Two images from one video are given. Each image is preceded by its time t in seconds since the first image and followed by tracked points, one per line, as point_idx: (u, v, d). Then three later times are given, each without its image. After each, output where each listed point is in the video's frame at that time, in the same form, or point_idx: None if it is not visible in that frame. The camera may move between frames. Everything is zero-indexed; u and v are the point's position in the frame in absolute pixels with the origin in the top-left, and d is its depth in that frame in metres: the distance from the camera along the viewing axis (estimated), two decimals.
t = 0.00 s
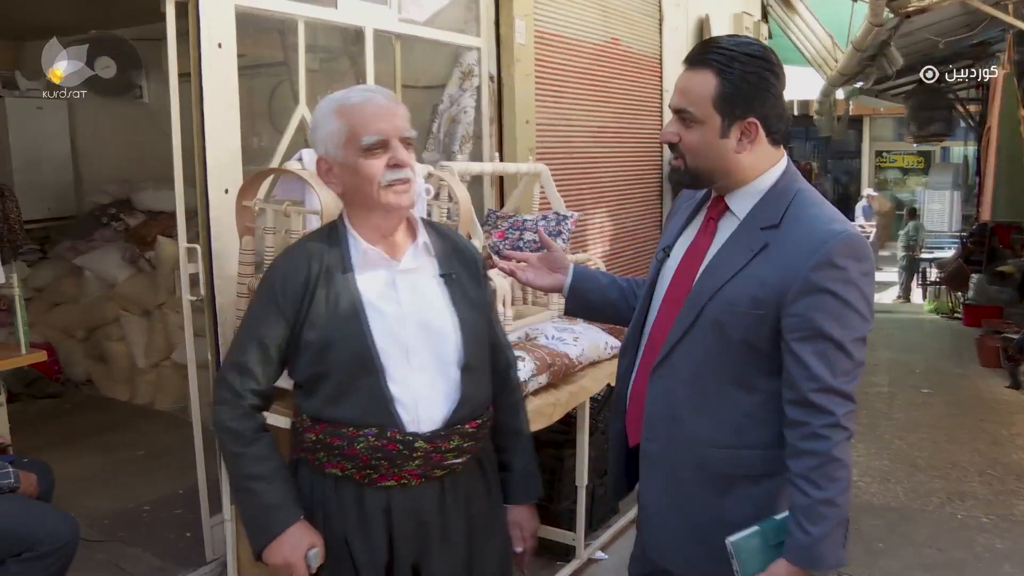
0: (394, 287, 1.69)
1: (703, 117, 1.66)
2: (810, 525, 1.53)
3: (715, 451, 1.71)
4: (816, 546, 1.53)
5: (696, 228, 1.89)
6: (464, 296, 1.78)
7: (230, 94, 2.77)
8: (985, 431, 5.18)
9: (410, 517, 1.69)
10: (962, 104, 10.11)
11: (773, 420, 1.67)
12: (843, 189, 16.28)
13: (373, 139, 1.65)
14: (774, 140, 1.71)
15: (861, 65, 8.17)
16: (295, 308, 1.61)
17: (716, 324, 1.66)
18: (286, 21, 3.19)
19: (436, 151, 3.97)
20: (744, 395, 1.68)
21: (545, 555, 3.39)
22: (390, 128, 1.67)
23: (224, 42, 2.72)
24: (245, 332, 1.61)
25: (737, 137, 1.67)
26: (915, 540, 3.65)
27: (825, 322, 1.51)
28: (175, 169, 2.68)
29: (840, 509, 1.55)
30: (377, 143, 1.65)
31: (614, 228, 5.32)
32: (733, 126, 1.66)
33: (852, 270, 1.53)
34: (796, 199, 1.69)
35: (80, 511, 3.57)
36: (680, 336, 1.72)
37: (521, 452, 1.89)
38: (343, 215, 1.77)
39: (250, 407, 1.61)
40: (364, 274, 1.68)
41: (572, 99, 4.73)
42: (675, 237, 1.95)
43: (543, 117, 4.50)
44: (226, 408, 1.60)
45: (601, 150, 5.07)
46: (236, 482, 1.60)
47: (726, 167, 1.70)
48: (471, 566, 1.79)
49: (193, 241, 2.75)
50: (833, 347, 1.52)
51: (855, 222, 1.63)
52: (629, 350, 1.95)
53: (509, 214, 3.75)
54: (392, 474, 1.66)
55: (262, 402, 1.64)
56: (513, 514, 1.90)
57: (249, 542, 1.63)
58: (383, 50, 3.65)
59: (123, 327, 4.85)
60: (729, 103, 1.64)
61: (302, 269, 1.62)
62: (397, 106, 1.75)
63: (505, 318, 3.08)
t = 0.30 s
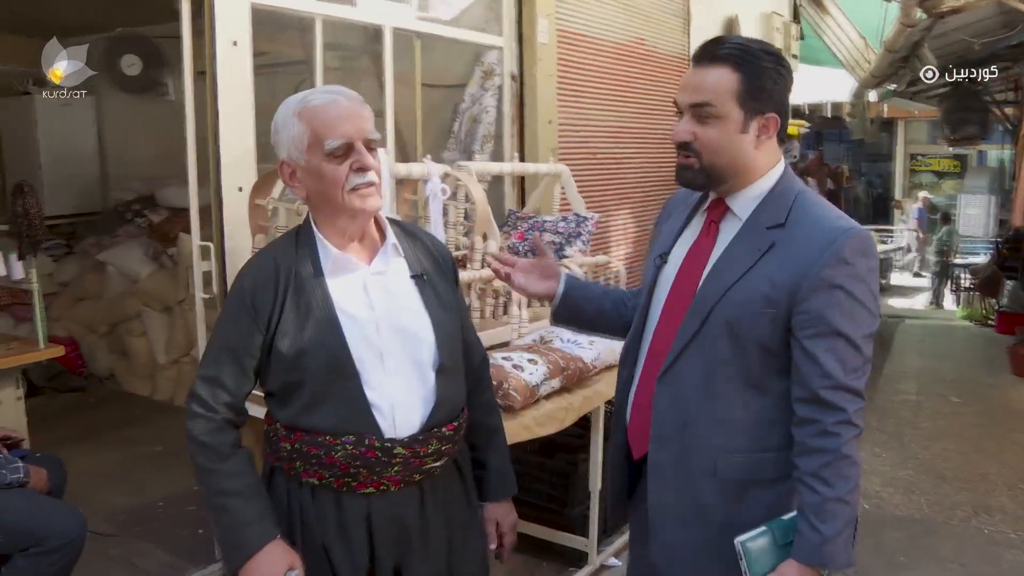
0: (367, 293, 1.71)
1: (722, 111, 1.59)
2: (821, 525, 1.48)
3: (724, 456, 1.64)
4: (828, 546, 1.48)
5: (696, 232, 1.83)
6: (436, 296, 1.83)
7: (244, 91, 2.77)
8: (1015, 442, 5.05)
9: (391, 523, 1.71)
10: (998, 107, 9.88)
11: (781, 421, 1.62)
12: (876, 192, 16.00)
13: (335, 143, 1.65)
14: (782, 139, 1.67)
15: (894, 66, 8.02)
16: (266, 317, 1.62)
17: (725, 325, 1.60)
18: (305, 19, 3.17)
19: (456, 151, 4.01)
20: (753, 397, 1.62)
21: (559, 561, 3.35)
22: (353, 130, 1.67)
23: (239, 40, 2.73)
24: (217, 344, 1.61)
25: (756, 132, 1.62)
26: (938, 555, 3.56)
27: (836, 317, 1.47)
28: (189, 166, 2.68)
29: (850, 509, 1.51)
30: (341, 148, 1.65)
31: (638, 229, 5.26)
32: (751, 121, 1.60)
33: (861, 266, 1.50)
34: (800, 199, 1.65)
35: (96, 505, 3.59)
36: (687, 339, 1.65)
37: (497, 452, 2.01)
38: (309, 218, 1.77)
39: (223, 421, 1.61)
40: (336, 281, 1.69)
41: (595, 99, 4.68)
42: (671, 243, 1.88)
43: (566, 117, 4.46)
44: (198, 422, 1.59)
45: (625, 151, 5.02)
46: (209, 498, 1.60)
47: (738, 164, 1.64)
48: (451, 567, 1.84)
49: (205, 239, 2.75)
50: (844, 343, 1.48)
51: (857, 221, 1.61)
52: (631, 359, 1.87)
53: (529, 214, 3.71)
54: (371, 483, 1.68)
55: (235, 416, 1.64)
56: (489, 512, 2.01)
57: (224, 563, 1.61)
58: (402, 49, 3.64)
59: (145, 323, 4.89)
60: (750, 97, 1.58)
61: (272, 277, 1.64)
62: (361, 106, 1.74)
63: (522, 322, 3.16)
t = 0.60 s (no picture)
0: (376, 292, 1.70)
1: (713, 110, 1.57)
2: (821, 513, 1.48)
3: (716, 456, 1.60)
4: (829, 533, 1.47)
5: (667, 237, 1.79)
6: (443, 300, 1.82)
7: (253, 92, 2.76)
8: None
9: (397, 526, 1.70)
10: None
11: (768, 417, 1.62)
12: (901, 200, 15.80)
13: (355, 151, 1.64)
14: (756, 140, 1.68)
15: (919, 73, 7.91)
16: (271, 316, 1.60)
17: (713, 322, 1.57)
18: (319, 21, 3.17)
19: (470, 154, 4.00)
20: (741, 394, 1.60)
21: (565, 569, 3.36)
22: (372, 139, 1.66)
23: (249, 41, 2.74)
24: (219, 343, 1.60)
25: (741, 134, 1.62)
26: (953, 573, 3.47)
27: (819, 308, 1.50)
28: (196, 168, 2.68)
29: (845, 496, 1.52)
30: (359, 156, 1.64)
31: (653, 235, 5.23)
32: (738, 121, 1.60)
33: (838, 258, 1.54)
34: (772, 197, 1.66)
35: (104, 504, 3.61)
36: (673, 339, 1.62)
37: (498, 463, 1.99)
38: (320, 218, 1.76)
39: (220, 423, 1.58)
40: (344, 280, 1.69)
41: (612, 104, 4.65)
42: (640, 249, 1.83)
43: (582, 122, 4.43)
44: (197, 423, 1.56)
45: (642, 156, 4.98)
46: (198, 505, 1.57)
47: (725, 162, 1.62)
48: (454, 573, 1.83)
49: (212, 241, 2.74)
50: (828, 332, 1.51)
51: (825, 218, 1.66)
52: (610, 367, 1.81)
53: (543, 220, 3.68)
54: (379, 484, 1.66)
55: (235, 419, 1.61)
56: (491, 522, 1.99)
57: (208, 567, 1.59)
58: (416, 52, 3.62)
59: (159, 322, 4.91)
60: (737, 98, 1.59)
61: (278, 275, 1.62)
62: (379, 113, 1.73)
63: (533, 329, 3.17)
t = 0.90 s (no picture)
0: (394, 293, 1.71)
1: (674, 111, 1.57)
2: (806, 490, 1.54)
3: (701, 448, 1.62)
4: (815, 509, 1.54)
5: (627, 238, 1.77)
6: (452, 303, 1.83)
7: (258, 94, 2.75)
8: None
9: (411, 530, 1.69)
10: None
11: (743, 405, 1.67)
12: (919, 205, 15.61)
13: (375, 147, 1.63)
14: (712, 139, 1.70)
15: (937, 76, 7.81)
16: (288, 317, 1.60)
17: (692, 317, 1.59)
18: (326, 22, 3.15)
19: (479, 156, 3.97)
20: (719, 385, 1.63)
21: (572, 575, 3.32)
22: (393, 136, 1.65)
23: (254, 43, 2.73)
24: (232, 342, 1.57)
25: (699, 133, 1.62)
26: None
27: (788, 296, 1.58)
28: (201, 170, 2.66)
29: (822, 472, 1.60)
30: (380, 151, 1.64)
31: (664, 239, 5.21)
32: (696, 122, 1.60)
33: (799, 249, 1.62)
34: (729, 194, 1.71)
35: (111, 505, 3.61)
36: (652, 336, 1.62)
37: (501, 471, 1.97)
38: (336, 219, 1.75)
39: (227, 426, 1.56)
40: (361, 280, 1.68)
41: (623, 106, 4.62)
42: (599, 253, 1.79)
43: (593, 124, 4.41)
44: (206, 425, 1.54)
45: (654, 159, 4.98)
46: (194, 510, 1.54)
47: (685, 161, 1.62)
48: None
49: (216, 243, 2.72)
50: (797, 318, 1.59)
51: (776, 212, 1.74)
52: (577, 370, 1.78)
53: (551, 223, 3.68)
54: (395, 487, 1.66)
55: (245, 422, 1.59)
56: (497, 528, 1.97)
57: None
58: (425, 54, 3.60)
59: (169, 323, 4.92)
60: (697, 99, 1.59)
61: (295, 276, 1.62)
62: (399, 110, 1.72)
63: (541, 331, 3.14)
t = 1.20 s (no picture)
0: (394, 292, 1.69)
1: (648, 106, 1.57)
2: (810, 468, 1.58)
3: (704, 440, 1.61)
4: (820, 485, 1.58)
5: (609, 239, 1.74)
6: (454, 302, 1.81)
7: (263, 89, 2.73)
8: None
9: (407, 533, 1.67)
10: None
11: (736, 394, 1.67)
12: (933, 208, 15.48)
13: (375, 141, 1.61)
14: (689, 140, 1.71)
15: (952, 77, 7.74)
16: (287, 315, 1.57)
17: (689, 310, 1.58)
18: (333, 18, 3.13)
19: (487, 154, 3.95)
20: (716, 376, 1.63)
21: None
22: (393, 130, 1.63)
23: (259, 37, 2.71)
24: (232, 340, 1.55)
25: (672, 130, 1.63)
26: None
27: (776, 281, 1.60)
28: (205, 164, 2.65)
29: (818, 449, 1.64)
30: (380, 145, 1.62)
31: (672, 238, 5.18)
32: (669, 119, 1.61)
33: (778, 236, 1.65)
34: (705, 189, 1.72)
35: (114, 500, 3.60)
36: (648, 332, 1.59)
37: (501, 472, 1.94)
38: (336, 215, 1.72)
39: (230, 424, 1.54)
40: (362, 279, 1.66)
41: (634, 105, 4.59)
42: (582, 257, 1.74)
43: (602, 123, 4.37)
44: (209, 424, 1.52)
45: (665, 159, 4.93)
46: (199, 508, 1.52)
47: (661, 157, 1.62)
48: None
49: (219, 238, 2.71)
50: (785, 302, 1.61)
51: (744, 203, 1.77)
52: (563, 373, 1.74)
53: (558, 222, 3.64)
54: (392, 488, 1.63)
55: (245, 421, 1.57)
56: (494, 528, 1.94)
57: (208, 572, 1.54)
58: (433, 50, 3.58)
59: (176, 319, 4.92)
60: (669, 97, 1.61)
61: (294, 274, 1.59)
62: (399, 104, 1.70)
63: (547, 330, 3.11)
